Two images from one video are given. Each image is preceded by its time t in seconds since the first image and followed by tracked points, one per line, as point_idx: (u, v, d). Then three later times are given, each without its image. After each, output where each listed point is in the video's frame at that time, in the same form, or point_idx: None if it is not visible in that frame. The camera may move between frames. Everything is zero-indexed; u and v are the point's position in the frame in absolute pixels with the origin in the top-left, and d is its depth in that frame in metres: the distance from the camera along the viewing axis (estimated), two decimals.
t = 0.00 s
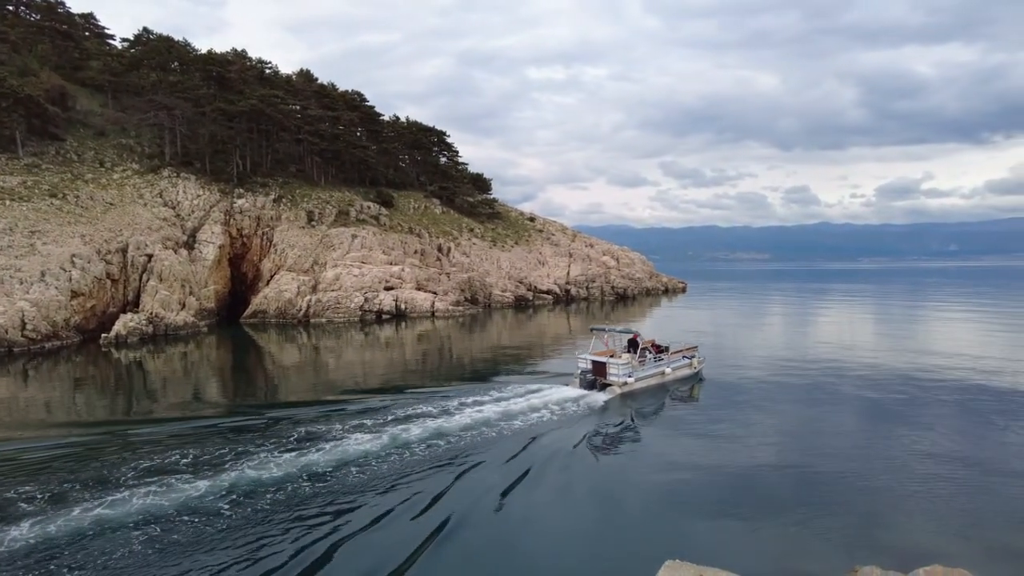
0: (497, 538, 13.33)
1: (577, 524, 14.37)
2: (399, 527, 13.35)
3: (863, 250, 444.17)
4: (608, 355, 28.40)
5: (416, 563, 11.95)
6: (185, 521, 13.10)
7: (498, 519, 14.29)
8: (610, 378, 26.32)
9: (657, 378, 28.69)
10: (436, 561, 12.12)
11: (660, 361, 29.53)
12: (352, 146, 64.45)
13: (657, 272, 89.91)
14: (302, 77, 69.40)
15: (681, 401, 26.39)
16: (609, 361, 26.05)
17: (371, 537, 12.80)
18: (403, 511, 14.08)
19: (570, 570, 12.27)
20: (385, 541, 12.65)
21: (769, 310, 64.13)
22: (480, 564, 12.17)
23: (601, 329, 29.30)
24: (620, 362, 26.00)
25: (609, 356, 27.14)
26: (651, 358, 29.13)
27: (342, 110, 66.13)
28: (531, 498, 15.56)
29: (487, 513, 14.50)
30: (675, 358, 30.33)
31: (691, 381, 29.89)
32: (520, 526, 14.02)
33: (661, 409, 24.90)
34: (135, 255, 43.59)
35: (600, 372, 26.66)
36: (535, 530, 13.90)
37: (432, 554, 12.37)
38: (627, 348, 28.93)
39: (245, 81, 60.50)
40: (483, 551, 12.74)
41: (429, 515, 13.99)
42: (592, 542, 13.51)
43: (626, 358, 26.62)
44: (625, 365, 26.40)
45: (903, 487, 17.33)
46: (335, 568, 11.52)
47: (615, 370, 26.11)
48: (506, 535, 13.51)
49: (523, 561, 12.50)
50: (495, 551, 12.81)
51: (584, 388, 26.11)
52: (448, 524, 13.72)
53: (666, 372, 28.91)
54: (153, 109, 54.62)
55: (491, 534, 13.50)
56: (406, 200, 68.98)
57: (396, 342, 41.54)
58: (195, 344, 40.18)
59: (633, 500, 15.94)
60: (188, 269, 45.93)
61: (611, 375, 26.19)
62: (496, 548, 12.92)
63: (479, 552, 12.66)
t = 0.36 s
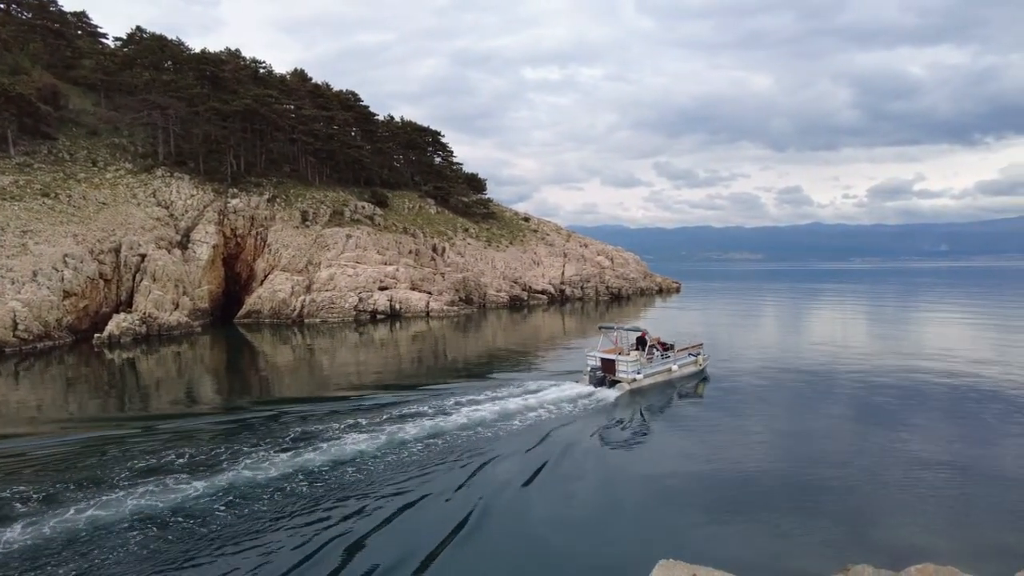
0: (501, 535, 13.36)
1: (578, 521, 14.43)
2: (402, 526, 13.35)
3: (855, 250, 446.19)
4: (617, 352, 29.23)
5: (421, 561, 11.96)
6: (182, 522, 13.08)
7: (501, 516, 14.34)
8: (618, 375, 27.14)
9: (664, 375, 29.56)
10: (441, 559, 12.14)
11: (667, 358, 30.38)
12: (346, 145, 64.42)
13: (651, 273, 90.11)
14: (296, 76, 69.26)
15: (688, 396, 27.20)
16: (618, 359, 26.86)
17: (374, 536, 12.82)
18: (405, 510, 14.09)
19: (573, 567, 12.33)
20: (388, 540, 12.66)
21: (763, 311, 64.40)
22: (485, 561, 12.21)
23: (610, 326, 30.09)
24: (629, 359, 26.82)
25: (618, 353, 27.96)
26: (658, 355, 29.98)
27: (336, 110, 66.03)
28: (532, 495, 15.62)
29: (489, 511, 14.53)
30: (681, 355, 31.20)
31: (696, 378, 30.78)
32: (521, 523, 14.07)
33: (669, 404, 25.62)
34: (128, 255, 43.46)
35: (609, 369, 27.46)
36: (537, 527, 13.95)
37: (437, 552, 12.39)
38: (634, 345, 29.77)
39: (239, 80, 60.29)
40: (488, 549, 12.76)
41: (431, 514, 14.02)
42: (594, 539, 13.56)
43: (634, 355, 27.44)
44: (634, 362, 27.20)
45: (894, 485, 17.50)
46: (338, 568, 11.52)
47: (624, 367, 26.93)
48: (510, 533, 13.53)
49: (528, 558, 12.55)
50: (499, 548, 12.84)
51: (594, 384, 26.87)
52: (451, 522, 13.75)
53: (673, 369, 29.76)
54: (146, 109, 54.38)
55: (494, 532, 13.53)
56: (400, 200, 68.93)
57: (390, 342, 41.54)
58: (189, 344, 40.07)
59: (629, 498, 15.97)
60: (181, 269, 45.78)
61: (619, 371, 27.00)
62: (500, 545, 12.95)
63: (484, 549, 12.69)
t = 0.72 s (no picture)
0: (501, 534, 13.34)
1: (579, 519, 14.42)
2: (404, 526, 13.31)
3: (848, 250, 447.95)
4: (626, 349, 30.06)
5: (424, 561, 11.90)
6: (176, 524, 12.99)
7: (503, 515, 14.32)
8: (627, 372, 28.03)
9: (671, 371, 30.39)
10: (444, 557, 12.11)
11: (675, 355, 31.25)
12: (340, 145, 64.31)
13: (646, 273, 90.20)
14: (291, 76, 69.01)
15: (695, 393, 27.89)
16: (626, 356, 27.77)
17: (376, 537, 12.77)
18: (406, 511, 14.04)
19: (576, 566, 12.31)
20: (386, 540, 12.59)
21: (757, 311, 64.58)
22: (489, 560, 12.19)
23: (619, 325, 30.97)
24: (637, 356, 27.70)
25: (626, 351, 28.88)
26: (666, 353, 30.87)
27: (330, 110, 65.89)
28: (530, 494, 15.61)
29: (490, 510, 14.50)
30: (687, 352, 32.06)
31: (702, 375, 31.67)
32: (523, 522, 14.05)
33: (677, 400, 26.35)
34: (121, 255, 43.23)
35: (618, 366, 28.38)
36: (538, 526, 13.92)
37: (440, 551, 12.37)
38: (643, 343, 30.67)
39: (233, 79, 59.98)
40: (491, 548, 12.72)
41: (432, 514, 13.97)
42: (595, 539, 13.55)
43: (643, 353, 28.33)
44: (642, 359, 28.09)
45: (888, 484, 17.58)
46: (339, 568, 11.46)
47: (633, 364, 27.86)
48: (513, 532, 13.50)
49: (531, 557, 12.52)
50: (502, 547, 12.81)
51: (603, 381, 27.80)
52: (453, 521, 13.71)
53: (680, 366, 30.64)
54: (140, 108, 54.05)
55: (496, 530, 13.49)
56: (395, 200, 68.79)
57: (385, 342, 41.48)
58: (182, 344, 39.87)
59: (626, 497, 15.93)
60: (175, 269, 45.56)
61: (628, 369, 27.90)
62: (503, 544, 12.93)
63: (487, 548, 12.66)
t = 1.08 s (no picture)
0: (498, 534, 13.33)
1: (577, 520, 14.41)
2: (403, 528, 13.26)
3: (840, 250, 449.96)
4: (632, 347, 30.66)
5: (424, 563, 11.88)
6: (171, 525, 12.92)
7: (502, 515, 14.29)
8: (634, 369, 28.61)
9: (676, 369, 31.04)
10: (444, 559, 12.10)
11: (679, 353, 31.90)
12: (333, 145, 64.17)
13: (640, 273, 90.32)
14: (284, 75, 68.74)
15: (700, 390, 28.47)
16: (633, 353, 28.36)
17: (377, 538, 12.74)
18: (404, 511, 14.02)
19: (577, 566, 12.32)
20: (383, 542, 12.57)
21: (750, 310, 64.77)
22: (487, 561, 12.18)
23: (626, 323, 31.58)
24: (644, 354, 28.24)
25: (633, 348, 29.50)
26: (671, 351, 31.52)
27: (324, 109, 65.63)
28: (527, 493, 15.62)
29: (491, 510, 14.50)
30: (691, 350, 32.73)
31: (706, 372, 32.35)
32: (522, 522, 14.05)
33: (682, 396, 26.89)
34: (113, 254, 43.00)
35: (625, 363, 29.00)
36: (535, 526, 13.92)
37: (443, 551, 12.37)
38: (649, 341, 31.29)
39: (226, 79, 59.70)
40: (491, 548, 12.73)
41: (431, 515, 13.94)
42: (593, 539, 13.55)
43: (649, 350, 28.91)
44: (649, 356, 28.64)
45: (881, 482, 17.67)
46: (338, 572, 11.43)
47: (640, 361, 28.39)
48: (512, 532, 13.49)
49: (532, 557, 12.51)
50: (502, 547, 12.80)
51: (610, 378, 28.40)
52: (452, 522, 13.69)
53: (684, 363, 31.31)
54: (132, 107, 53.75)
55: (498, 531, 13.48)
56: (389, 199, 68.65)
57: (378, 342, 41.36)
58: (174, 345, 39.66)
59: (622, 497, 15.94)
60: (168, 269, 45.32)
61: (635, 365, 28.50)
62: (503, 544, 12.93)
63: (487, 549, 12.64)
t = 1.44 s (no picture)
0: (493, 534, 13.34)
1: (573, 521, 14.42)
2: (400, 528, 13.24)
3: (830, 250, 452.57)
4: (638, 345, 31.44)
5: (421, 564, 11.86)
6: (164, 527, 12.85)
7: (497, 515, 14.28)
8: (640, 366, 29.44)
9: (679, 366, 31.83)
10: (440, 560, 12.09)
11: (683, 350, 32.70)
12: (326, 145, 64.02)
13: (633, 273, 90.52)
14: (276, 74, 68.47)
15: (702, 386, 29.22)
16: (639, 351, 29.19)
17: (374, 539, 12.71)
18: (400, 512, 14.01)
19: (573, 566, 12.32)
20: (378, 543, 12.56)
21: (742, 310, 65.04)
22: (483, 560, 12.21)
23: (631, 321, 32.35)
24: (650, 352, 29.06)
25: (638, 346, 30.29)
26: (676, 348, 32.30)
27: (316, 109, 65.43)
28: (522, 493, 15.63)
29: (488, 511, 14.50)
30: (694, 348, 33.56)
31: (708, 369, 33.20)
32: (518, 522, 14.05)
33: (686, 392, 27.66)
34: (104, 254, 42.73)
35: (631, 361, 29.81)
36: (531, 525, 13.95)
37: (440, 552, 12.36)
38: (654, 338, 32.10)
39: (218, 78, 59.44)
40: (488, 549, 12.71)
41: (428, 516, 13.92)
42: (589, 539, 13.57)
43: (655, 348, 29.72)
44: (655, 354, 29.47)
45: (872, 481, 17.79)
46: (334, 574, 11.43)
47: (646, 359, 29.22)
48: (510, 533, 13.48)
49: (529, 557, 12.53)
50: (498, 547, 12.80)
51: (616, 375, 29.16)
52: (449, 523, 13.67)
53: (688, 361, 32.11)
54: (122, 107, 53.45)
55: (495, 531, 13.48)
56: (381, 200, 68.49)
57: (371, 343, 41.31)
58: (166, 345, 39.47)
59: (617, 497, 15.98)
60: (159, 270, 45.07)
61: (640, 363, 29.32)
62: (500, 544, 12.92)
63: (484, 550, 12.62)
